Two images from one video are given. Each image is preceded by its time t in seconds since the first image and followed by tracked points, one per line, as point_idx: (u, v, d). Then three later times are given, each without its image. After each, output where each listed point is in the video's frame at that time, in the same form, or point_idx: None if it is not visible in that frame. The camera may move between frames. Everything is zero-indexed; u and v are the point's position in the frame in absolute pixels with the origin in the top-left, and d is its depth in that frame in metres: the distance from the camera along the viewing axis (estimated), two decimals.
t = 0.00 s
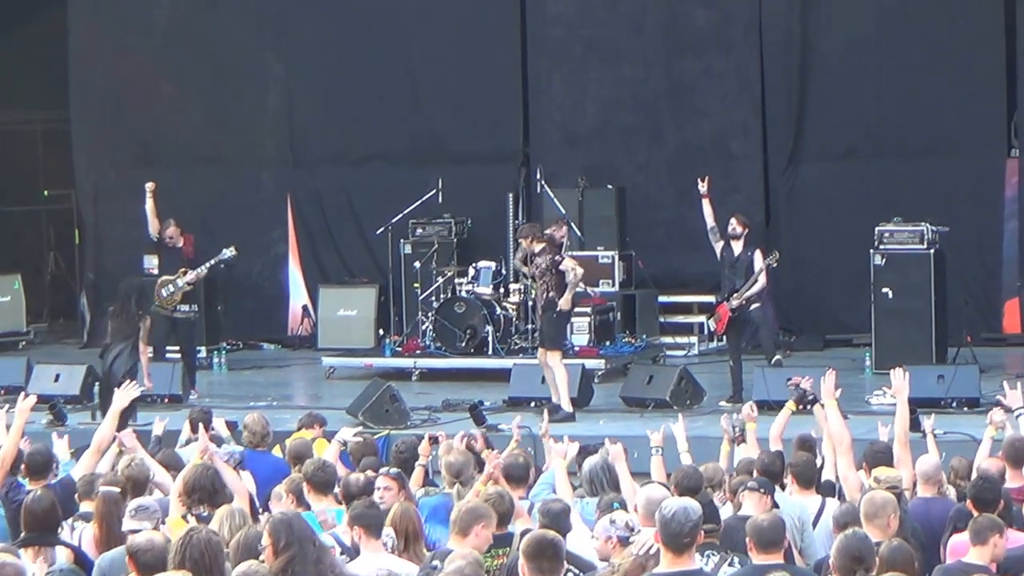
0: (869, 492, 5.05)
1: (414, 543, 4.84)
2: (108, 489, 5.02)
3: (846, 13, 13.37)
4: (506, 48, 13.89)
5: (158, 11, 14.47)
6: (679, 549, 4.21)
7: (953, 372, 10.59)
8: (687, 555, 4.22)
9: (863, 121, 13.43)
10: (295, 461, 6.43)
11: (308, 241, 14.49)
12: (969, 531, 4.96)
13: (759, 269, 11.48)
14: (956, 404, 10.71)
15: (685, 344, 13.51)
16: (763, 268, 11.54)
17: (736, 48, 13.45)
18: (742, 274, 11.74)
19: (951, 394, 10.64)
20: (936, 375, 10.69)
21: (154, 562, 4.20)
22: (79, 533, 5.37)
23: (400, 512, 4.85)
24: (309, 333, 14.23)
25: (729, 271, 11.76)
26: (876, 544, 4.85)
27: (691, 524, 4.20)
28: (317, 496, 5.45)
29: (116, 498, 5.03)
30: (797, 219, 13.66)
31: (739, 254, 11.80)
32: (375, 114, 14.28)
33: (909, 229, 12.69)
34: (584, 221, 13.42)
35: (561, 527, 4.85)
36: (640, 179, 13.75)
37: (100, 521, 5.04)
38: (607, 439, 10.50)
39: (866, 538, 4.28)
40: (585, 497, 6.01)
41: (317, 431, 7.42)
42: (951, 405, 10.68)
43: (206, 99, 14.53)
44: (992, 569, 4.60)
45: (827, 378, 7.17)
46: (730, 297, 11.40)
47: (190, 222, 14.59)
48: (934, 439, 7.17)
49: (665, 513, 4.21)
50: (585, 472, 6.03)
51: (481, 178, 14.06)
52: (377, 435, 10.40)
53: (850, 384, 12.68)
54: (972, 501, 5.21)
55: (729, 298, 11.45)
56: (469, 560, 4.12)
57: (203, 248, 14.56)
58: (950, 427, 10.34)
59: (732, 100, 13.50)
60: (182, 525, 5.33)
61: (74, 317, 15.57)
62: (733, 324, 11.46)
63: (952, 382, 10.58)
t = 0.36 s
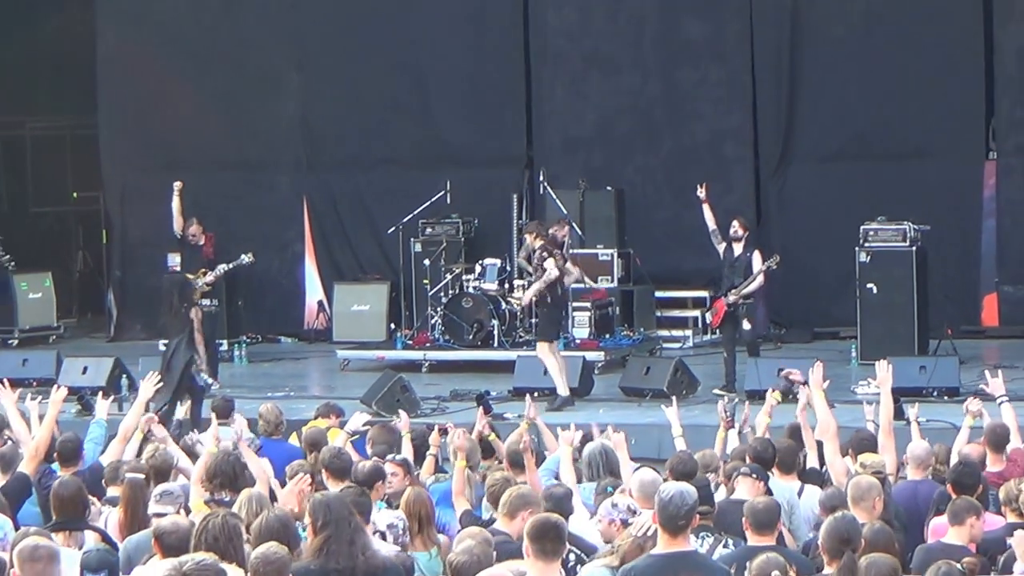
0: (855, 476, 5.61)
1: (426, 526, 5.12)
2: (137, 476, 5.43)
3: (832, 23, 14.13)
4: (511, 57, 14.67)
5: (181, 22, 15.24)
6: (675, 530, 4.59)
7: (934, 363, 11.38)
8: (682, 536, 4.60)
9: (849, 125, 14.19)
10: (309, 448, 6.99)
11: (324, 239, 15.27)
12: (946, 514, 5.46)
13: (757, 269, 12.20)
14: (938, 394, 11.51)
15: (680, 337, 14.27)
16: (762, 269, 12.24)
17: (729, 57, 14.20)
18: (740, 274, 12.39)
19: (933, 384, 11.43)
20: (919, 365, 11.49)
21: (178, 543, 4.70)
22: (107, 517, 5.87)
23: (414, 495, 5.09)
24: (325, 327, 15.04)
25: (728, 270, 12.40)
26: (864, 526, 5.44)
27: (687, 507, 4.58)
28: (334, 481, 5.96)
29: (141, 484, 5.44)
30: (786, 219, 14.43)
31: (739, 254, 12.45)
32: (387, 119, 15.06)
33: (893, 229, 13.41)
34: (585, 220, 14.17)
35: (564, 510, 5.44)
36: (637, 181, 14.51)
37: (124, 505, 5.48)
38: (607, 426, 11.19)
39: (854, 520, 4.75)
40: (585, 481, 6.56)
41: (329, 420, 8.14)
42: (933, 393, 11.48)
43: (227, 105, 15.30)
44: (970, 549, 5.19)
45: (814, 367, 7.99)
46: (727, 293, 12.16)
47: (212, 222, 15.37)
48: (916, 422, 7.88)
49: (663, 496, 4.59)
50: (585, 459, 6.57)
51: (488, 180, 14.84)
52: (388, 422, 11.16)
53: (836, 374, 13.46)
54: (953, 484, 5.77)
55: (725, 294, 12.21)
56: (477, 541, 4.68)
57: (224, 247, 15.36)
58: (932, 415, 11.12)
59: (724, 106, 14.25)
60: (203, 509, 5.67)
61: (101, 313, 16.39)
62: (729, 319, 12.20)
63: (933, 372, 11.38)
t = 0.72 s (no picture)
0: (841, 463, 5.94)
1: (437, 512, 5.62)
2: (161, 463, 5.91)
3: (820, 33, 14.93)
4: (516, 66, 15.50)
5: (203, 33, 16.07)
6: (672, 512, 4.63)
7: (917, 355, 12.18)
8: (678, 518, 4.65)
9: (836, 130, 14.99)
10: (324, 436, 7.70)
11: (338, 239, 16.08)
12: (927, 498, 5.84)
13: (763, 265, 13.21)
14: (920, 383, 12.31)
15: (676, 330, 15.02)
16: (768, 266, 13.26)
17: (722, 66, 15.02)
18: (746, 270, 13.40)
19: (916, 374, 12.25)
20: (901, 357, 12.27)
21: (202, 527, 5.03)
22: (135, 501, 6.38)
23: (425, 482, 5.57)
24: (340, 322, 15.83)
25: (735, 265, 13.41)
26: (851, 509, 5.76)
27: (684, 490, 4.63)
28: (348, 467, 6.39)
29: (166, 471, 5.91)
30: (777, 218, 15.19)
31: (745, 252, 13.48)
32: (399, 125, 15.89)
33: (877, 227, 14.13)
34: (585, 220, 14.97)
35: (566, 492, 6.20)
36: (636, 183, 15.30)
37: (151, 492, 5.92)
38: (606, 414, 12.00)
39: (841, 504, 4.91)
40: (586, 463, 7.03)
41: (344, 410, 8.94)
42: (916, 383, 12.29)
43: (246, 112, 16.11)
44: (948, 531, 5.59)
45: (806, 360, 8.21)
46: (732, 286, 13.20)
47: (232, 223, 16.19)
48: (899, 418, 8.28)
49: (660, 479, 4.64)
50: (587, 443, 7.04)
51: (495, 182, 15.66)
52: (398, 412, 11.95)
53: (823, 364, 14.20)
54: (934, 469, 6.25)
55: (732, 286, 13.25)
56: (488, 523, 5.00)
57: (243, 246, 16.17)
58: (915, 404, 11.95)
59: (718, 112, 15.06)
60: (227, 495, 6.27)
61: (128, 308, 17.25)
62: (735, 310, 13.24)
63: (916, 363, 12.18)
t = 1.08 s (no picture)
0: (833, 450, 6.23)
1: (448, 495, 5.93)
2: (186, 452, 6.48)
3: (808, 44, 15.90)
4: (522, 75, 16.46)
5: (226, 44, 17.00)
6: (668, 496, 5.03)
7: (900, 348, 12.79)
8: (674, 503, 5.05)
9: (823, 135, 15.93)
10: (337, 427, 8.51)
11: (352, 239, 16.94)
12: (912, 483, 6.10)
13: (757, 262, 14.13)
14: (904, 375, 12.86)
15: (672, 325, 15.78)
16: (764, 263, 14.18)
17: (715, 74, 15.93)
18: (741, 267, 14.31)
19: (899, 365, 12.84)
20: (886, 349, 12.86)
21: (224, 512, 5.33)
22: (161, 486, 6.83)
23: (435, 467, 5.88)
24: (353, 318, 16.65)
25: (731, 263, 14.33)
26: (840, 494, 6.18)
27: (678, 475, 5.02)
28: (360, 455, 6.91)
29: (193, 459, 6.55)
30: (769, 219, 16.07)
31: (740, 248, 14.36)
32: (412, 130, 16.84)
33: (862, 226, 14.84)
34: (587, 220, 15.83)
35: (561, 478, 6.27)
36: (634, 186, 16.21)
37: (178, 477, 6.57)
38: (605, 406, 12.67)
39: (829, 489, 5.13)
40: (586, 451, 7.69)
41: (360, 401, 9.78)
42: (899, 375, 12.87)
43: (266, 118, 17.03)
44: (928, 514, 5.87)
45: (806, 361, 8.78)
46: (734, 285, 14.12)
47: (253, 223, 17.13)
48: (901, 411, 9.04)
49: (655, 466, 5.03)
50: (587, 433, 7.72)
51: (501, 185, 16.56)
52: (409, 401, 12.74)
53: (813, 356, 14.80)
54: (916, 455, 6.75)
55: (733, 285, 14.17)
56: (493, 509, 5.29)
57: (263, 246, 17.08)
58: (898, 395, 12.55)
59: (711, 118, 15.97)
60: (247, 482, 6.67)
61: (153, 305, 18.18)
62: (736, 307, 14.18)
63: (899, 355, 12.79)
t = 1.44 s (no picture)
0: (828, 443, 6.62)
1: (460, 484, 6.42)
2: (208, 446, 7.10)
3: (804, 54, 16.69)
4: (531, 84, 17.29)
5: (250, 55, 17.91)
6: (669, 487, 5.52)
7: (891, 344, 13.36)
8: (674, 494, 5.54)
9: (818, 141, 16.75)
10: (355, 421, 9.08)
11: (369, 240, 17.79)
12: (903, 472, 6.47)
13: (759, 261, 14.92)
14: (894, 370, 13.45)
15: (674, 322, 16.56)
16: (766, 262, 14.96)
17: (714, 83, 16.75)
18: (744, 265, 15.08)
19: (891, 361, 13.40)
20: (878, 346, 13.42)
21: (249, 501, 5.92)
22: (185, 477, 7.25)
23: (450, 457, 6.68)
24: (369, 316, 17.51)
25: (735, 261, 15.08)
26: (831, 483, 6.61)
27: (679, 467, 5.52)
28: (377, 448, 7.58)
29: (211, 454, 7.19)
30: (765, 221, 16.94)
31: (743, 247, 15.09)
32: (425, 137, 17.65)
33: (854, 228, 15.41)
34: (591, 221, 16.76)
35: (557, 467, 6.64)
36: (637, 190, 17.06)
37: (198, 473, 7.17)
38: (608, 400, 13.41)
39: (823, 479, 5.49)
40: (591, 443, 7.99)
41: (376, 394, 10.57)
42: (891, 370, 13.44)
43: (288, 125, 17.92)
44: (917, 503, 6.25)
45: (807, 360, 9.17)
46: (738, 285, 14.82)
47: (275, 226, 18.00)
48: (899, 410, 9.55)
49: (658, 458, 5.54)
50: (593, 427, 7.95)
51: (511, 189, 17.40)
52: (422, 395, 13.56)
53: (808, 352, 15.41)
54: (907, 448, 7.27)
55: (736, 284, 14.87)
56: (506, 498, 5.82)
57: (284, 247, 17.93)
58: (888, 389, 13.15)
59: (710, 125, 16.79)
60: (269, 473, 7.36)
61: (178, 304, 19.07)
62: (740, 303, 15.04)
63: (890, 351, 13.36)
